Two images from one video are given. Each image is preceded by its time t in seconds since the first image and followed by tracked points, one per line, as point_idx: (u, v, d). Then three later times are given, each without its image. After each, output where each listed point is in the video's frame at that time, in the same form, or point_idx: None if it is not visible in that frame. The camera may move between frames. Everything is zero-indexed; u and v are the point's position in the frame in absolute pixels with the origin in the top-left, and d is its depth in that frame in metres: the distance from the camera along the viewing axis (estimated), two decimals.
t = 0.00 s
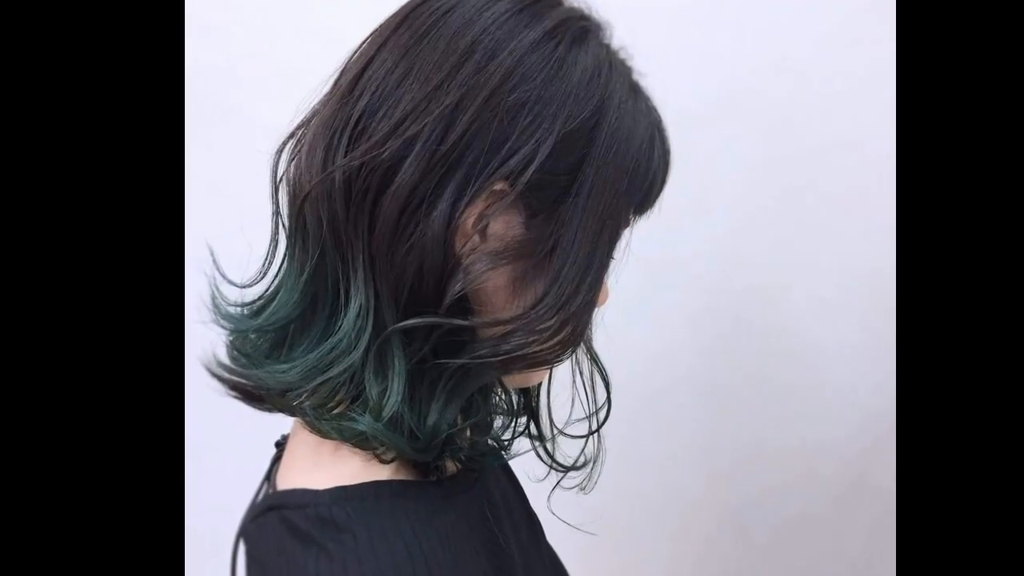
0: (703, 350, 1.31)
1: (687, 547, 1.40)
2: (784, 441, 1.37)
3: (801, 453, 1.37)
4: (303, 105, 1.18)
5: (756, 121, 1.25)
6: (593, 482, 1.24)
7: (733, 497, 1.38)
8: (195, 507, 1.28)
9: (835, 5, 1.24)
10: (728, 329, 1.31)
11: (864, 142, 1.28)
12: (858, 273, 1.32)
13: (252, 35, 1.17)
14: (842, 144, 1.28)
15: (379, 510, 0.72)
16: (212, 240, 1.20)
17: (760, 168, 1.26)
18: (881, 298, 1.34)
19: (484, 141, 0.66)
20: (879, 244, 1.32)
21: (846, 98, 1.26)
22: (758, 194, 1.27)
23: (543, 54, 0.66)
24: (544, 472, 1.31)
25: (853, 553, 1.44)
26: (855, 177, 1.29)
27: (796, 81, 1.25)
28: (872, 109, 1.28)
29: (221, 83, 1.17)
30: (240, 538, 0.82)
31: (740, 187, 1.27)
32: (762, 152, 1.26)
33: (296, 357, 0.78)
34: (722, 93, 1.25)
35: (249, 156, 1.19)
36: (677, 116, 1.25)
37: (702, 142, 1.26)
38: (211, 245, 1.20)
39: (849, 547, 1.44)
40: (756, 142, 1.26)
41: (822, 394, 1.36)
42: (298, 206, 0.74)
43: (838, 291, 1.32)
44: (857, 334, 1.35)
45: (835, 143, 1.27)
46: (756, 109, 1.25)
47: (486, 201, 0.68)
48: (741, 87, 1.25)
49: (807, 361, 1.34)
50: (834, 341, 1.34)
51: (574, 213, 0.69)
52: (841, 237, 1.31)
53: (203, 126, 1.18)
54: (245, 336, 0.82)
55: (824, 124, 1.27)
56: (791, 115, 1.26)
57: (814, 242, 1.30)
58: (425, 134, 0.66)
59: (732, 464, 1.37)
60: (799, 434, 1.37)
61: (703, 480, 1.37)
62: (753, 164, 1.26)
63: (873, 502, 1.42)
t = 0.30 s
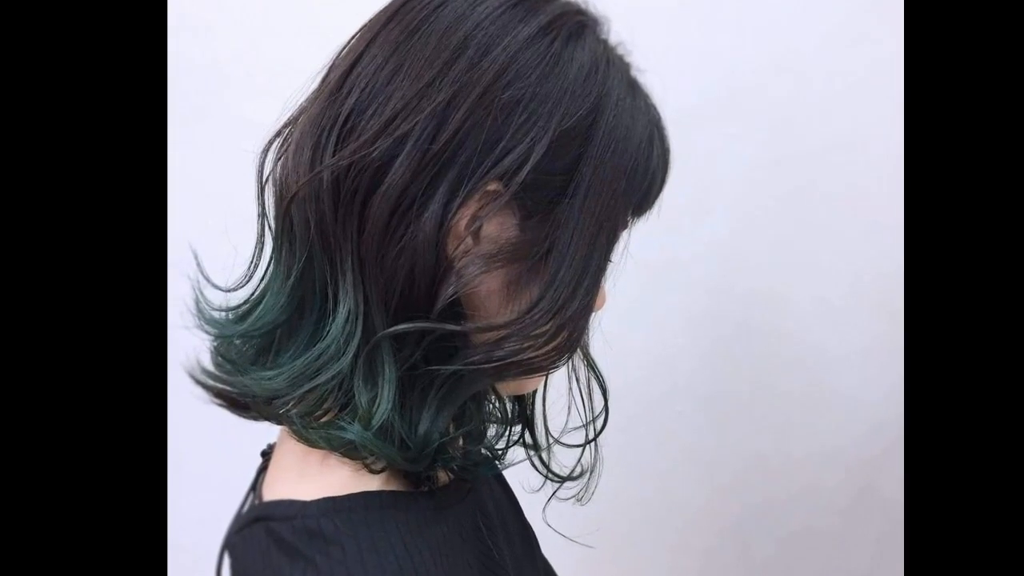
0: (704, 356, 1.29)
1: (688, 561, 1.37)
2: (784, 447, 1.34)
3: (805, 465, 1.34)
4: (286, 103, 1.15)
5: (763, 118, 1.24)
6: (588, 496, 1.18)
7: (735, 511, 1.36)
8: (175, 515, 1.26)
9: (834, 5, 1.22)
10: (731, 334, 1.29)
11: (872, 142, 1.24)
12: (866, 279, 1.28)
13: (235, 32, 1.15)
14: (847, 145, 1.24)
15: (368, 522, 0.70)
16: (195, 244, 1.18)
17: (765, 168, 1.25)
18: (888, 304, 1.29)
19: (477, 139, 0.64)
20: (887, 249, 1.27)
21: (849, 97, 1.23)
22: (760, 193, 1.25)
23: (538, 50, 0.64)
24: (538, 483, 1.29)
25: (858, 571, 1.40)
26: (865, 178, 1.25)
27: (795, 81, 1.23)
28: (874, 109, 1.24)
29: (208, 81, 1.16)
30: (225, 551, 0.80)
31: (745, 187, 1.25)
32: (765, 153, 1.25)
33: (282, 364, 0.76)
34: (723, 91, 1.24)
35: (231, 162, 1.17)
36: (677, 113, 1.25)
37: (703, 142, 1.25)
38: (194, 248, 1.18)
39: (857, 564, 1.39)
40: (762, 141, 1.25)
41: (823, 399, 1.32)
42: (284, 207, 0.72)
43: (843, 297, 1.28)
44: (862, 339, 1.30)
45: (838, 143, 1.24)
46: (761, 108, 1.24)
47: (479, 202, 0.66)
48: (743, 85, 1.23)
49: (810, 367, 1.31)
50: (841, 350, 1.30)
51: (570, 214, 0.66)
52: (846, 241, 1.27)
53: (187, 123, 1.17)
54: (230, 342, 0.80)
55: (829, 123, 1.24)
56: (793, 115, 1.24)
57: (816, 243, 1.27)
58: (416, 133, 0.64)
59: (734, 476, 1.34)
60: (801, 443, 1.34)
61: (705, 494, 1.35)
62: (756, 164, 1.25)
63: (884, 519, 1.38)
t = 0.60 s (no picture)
0: (704, 362, 1.27)
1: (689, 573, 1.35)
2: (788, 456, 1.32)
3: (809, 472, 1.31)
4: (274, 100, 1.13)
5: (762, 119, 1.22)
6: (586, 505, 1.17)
7: (738, 522, 1.34)
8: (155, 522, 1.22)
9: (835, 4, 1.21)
10: (732, 340, 1.27)
11: (875, 142, 1.23)
12: (876, 283, 1.26)
13: (223, 29, 1.13)
14: (849, 144, 1.22)
15: (358, 535, 0.67)
16: (177, 246, 1.16)
17: (766, 168, 1.23)
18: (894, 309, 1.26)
19: (470, 138, 0.62)
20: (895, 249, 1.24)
21: (852, 95, 1.22)
22: (760, 194, 1.23)
23: (533, 46, 0.62)
24: (533, 494, 1.27)
25: None
26: (868, 179, 1.23)
27: (795, 81, 1.21)
28: (875, 110, 1.22)
29: (192, 78, 1.13)
30: (208, 565, 0.77)
31: (745, 189, 1.23)
32: (765, 153, 1.22)
33: (268, 371, 0.73)
34: (722, 90, 1.22)
35: (215, 165, 1.14)
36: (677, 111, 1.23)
37: (703, 141, 1.23)
38: (177, 250, 1.15)
39: None
40: (762, 140, 1.22)
41: (830, 407, 1.30)
42: (270, 208, 0.69)
43: (849, 301, 1.26)
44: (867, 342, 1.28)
45: (840, 143, 1.22)
46: (761, 108, 1.22)
47: (472, 203, 0.64)
48: (743, 83, 1.21)
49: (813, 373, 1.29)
50: (847, 356, 1.28)
51: (566, 216, 0.64)
52: (851, 243, 1.25)
53: (168, 120, 1.13)
54: (213, 348, 0.77)
55: (834, 122, 1.22)
56: (796, 115, 1.22)
57: (818, 245, 1.25)
58: (406, 132, 0.62)
59: (737, 486, 1.32)
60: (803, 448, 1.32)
61: (708, 505, 1.33)
62: (756, 165, 1.23)
63: (889, 530, 1.36)
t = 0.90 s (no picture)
0: (704, 368, 1.25)
1: None
2: (791, 469, 1.30)
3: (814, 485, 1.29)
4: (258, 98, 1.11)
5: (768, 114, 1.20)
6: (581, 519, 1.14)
7: (742, 536, 1.32)
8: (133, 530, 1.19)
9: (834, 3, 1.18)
10: (732, 346, 1.25)
11: (888, 141, 1.20)
12: (884, 287, 1.24)
13: (207, 24, 1.10)
14: (864, 142, 1.20)
15: (345, 550, 0.64)
16: (160, 249, 1.13)
17: (772, 167, 1.21)
18: (904, 316, 1.25)
19: (462, 137, 0.59)
20: (901, 252, 1.23)
21: (863, 90, 1.19)
22: (768, 194, 1.21)
23: (527, 41, 0.60)
24: (528, 506, 1.25)
25: None
26: (877, 179, 1.21)
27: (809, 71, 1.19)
28: (893, 108, 1.19)
29: (172, 75, 1.11)
30: None
31: (751, 188, 1.21)
32: (770, 152, 1.20)
33: (252, 378, 0.71)
34: (726, 86, 1.20)
35: (196, 167, 1.12)
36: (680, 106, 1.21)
37: (703, 140, 1.21)
38: (159, 253, 1.13)
39: None
40: (765, 140, 1.20)
41: (833, 415, 1.28)
42: (255, 209, 0.67)
43: (860, 308, 1.25)
44: (879, 351, 1.26)
45: (853, 139, 1.20)
46: (758, 101, 1.20)
47: (464, 205, 0.61)
48: (753, 74, 1.19)
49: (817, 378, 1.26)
50: (856, 363, 1.26)
51: (562, 217, 0.62)
52: (865, 247, 1.23)
53: (146, 120, 1.11)
54: (195, 354, 0.74)
55: (839, 120, 1.20)
56: (805, 110, 1.20)
57: (832, 251, 1.23)
58: (395, 130, 0.60)
59: (738, 499, 1.30)
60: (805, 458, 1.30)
61: (710, 518, 1.31)
62: (764, 165, 1.21)
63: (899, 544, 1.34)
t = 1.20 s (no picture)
0: (705, 376, 1.23)
1: None
2: (798, 481, 1.27)
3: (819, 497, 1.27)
4: (241, 95, 1.08)
5: (773, 111, 1.16)
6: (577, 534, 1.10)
7: (745, 549, 1.30)
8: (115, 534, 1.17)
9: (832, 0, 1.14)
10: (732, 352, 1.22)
11: (891, 141, 1.15)
12: (891, 294, 1.19)
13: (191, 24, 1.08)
14: (865, 142, 1.15)
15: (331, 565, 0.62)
16: (139, 252, 1.10)
17: (772, 167, 1.17)
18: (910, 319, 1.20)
19: (453, 135, 0.57)
20: (906, 252, 1.18)
21: (863, 90, 1.14)
22: (767, 194, 1.18)
23: (521, 36, 0.57)
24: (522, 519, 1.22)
25: None
26: (880, 180, 1.16)
27: (810, 70, 1.15)
28: (894, 108, 1.14)
29: (152, 72, 1.07)
30: None
31: (753, 188, 1.18)
32: (770, 152, 1.17)
33: (236, 386, 0.68)
34: (731, 82, 1.17)
35: (185, 164, 1.09)
36: (681, 102, 1.18)
37: (703, 141, 1.18)
38: (138, 257, 1.10)
39: None
40: (765, 140, 1.17)
41: (839, 424, 1.24)
42: (238, 210, 0.64)
43: (863, 312, 1.20)
44: (880, 356, 1.21)
45: (857, 139, 1.15)
46: (761, 101, 1.16)
47: (455, 206, 0.59)
48: (751, 74, 1.16)
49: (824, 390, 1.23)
50: (859, 371, 1.22)
51: (557, 219, 0.60)
52: (866, 247, 1.18)
53: (127, 116, 1.08)
54: (175, 361, 0.72)
55: (835, 121, 1.15)
56: (805, 110, 1.16)
57: (832, 251, 1.18)
58: (384, 129, 0.57)
59: (739, 510, 1.28)
60: (814, 472, 1.27)
61: (711, 530, 1.29)
62: (764, 165, 1.17)
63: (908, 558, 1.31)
